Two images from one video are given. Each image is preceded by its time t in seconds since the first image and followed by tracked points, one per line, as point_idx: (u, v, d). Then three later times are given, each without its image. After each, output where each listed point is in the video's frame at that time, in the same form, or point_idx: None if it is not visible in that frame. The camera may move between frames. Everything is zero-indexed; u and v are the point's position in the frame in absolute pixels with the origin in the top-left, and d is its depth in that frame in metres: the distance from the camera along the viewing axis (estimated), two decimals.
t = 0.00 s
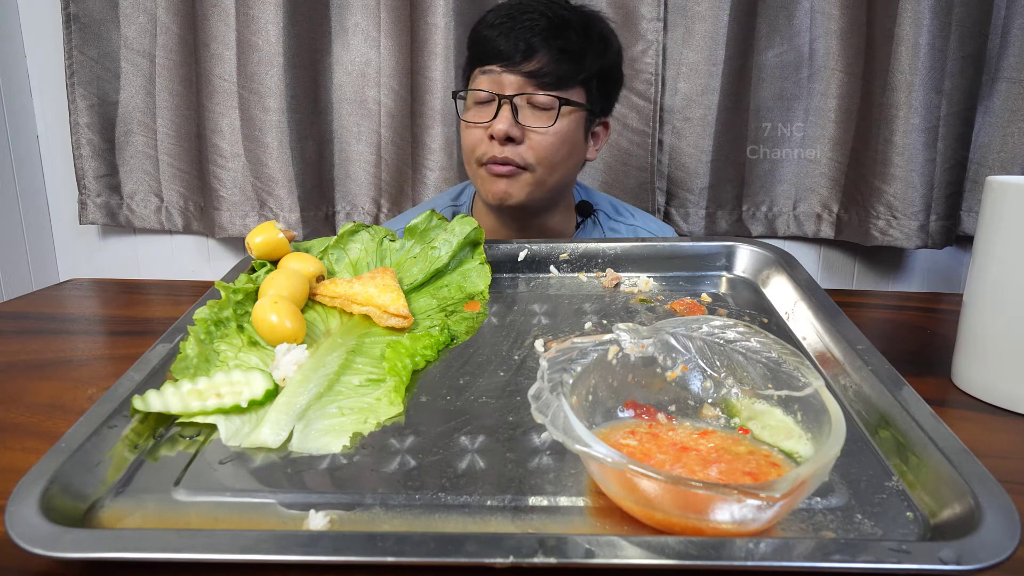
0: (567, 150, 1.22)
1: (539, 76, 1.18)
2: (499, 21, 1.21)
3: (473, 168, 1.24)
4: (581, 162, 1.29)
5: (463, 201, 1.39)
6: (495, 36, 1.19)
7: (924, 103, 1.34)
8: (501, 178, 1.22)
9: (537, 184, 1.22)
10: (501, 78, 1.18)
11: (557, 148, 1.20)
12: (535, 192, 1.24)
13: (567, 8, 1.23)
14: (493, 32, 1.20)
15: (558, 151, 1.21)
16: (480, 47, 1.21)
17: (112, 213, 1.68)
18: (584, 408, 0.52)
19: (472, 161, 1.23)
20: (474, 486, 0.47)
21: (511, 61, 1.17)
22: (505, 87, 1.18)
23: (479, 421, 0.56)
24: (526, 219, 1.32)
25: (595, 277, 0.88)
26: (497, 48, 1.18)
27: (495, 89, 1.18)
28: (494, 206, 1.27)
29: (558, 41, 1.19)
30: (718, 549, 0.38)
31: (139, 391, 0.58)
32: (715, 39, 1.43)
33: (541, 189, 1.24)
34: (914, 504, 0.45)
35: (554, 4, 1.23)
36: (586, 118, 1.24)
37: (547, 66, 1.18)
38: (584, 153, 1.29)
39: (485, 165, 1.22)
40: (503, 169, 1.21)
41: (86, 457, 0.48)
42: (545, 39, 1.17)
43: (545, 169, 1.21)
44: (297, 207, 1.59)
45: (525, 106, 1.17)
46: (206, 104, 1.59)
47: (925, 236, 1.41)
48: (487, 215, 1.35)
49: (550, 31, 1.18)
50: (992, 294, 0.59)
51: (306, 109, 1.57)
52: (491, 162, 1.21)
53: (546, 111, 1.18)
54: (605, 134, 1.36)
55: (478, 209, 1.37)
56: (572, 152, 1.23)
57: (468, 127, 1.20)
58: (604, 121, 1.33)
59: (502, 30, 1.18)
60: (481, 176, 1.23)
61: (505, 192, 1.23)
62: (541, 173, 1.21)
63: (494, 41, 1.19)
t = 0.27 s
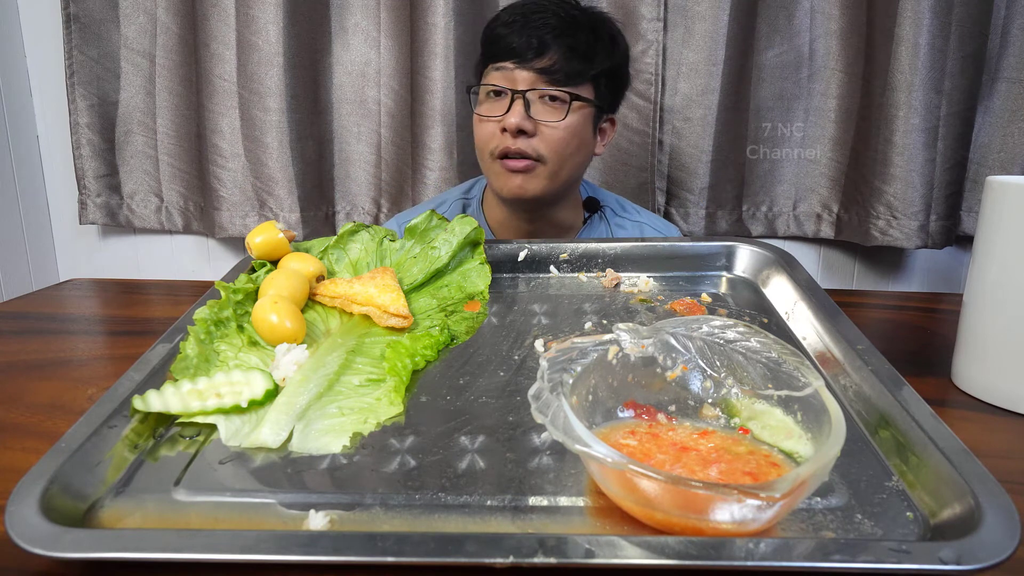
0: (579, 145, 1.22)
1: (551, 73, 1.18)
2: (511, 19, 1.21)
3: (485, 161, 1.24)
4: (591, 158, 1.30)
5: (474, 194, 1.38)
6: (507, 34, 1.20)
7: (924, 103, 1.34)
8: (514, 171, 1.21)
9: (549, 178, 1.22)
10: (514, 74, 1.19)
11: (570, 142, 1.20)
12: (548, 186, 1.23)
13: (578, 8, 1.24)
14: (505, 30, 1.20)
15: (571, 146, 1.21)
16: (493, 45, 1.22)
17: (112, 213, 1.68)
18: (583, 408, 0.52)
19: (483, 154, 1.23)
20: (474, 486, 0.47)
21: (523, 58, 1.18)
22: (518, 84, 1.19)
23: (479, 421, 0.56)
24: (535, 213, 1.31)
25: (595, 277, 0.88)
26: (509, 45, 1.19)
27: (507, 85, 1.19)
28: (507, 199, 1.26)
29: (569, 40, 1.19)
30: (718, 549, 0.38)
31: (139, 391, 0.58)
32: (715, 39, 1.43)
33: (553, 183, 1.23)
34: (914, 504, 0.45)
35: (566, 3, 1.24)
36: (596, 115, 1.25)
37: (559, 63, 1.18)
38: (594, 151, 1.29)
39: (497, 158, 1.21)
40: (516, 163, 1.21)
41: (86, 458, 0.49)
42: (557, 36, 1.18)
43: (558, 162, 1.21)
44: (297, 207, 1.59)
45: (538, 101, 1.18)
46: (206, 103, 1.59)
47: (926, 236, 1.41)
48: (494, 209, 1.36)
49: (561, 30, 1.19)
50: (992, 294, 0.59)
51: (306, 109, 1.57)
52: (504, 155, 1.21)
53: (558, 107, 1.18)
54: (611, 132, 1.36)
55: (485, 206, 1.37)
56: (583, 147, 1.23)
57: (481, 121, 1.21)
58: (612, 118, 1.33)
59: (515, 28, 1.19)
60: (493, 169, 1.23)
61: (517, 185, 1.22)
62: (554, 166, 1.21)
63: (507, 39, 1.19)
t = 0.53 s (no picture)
0: (591, 147, 1.23)
1: (563, 77, 1.19)
2: (519, 21, 1.21)
3: (495, 162, 1.22)
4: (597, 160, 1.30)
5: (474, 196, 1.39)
6: (516, 37, 1.19)
7: (924, 103, 1.34)
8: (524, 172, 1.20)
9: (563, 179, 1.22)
10: (526, 78, 1.18)
11: (582, 145, 1.20)
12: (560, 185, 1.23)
13: (583, 11, 1.25)
14: (516, 32, 1.19)
15: (585, 148, 1.21)
16: (501, 48, 1.21)
17: (112, 213, 1.68)
18: (583, 408, 0.52)
19: (492, 155, 1.22)
20: (474, 486, 0.47)
21: (536, 61, 1.17)
22: (529, 87, 1.18)
23: (479, 421, 0.56)
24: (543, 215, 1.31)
25: (595, 277, 0.88)
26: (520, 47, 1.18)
27: (519, 88, 1.19)
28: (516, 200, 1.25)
29: (580, 42, 1.20)
30: (718, 549, 0.38)
31: (139, 391, 0.58)
32: (715, 39, 1.43)
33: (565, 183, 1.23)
34: (914, 504, 0.45)
35: (572, 5, 1.24)
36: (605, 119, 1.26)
37: (571, 66, 1.19)
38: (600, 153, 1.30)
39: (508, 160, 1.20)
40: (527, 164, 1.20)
41: (86, 457, 0.49)
42: (569, 40, 1.19)
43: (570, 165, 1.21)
44: (297, 207, 1.59)
45: (551, 105, 1.18)
46: (206, 103, 1.58)
47: (926, 236, 1.41)
48: (497, 211, 1.36)
49: (573, 32, 1.20)
50: (991, 294, 0.59)
51: (306, 109, 1.57)
52: (515, 157, 1.20)
53: (571, 110, 1.18)
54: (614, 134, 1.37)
55: (487, 209, 1.37)
56: (593, 150, 1.24)
57: (492, 123, 1.19)
58: (614, 122, 1.34)
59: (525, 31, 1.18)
60: (503, 171, 1.21)
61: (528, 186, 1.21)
62: (567, 168, 1.21)
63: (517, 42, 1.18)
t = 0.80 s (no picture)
0: (567, 163, 1.22)
1: (537, 93, 1.17)
2: (498, 30, 1.18)
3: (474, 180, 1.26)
4: (582, 169, 1.29)
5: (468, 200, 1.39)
6: (492, 47, 1.18)
7: (924, 103, 1.34)
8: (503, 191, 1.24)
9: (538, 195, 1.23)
10: (499, 94, 1.17)
11: (557, 162, 1.20)
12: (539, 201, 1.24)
13: (566, 17, 1.20)
14: (496, 41, 1.18)
15: (559, 165, 1.21)
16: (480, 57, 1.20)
17: (112, 213, 1.68)
18: (584, 408, 0.52)
19: (471, 173, 1.25)
20: (474, 486, 0.47)
21: (510, 75, 1.16)
22: (502, 103, 1.18)
23: (479, 421, 0.56)
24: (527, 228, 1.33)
25: (595, 277, 0.88)
26: (497, 59, 1.17)
27: (492, 105, 1.18)
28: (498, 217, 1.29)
29: (559, 55, 1.17)
30: (718, 549, 0.38)
31: (139, 391, 0.58)
32: (715, 39, 1.43)
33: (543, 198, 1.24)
34: (915, 504, 0.45)
35: (554, 13, 1.20)
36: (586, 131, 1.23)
37: (546, 81, 1.17)
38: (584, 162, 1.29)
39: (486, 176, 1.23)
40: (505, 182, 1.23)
41: (86, 457, 0.49)
42: (544, 53, 1.16)
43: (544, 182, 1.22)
44: (297, 207, 1.59)
45: (523, 122, 1.16)
46: (206, 104, 1.59)
47: (925, 236, 1.41)
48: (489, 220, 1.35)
49: (551, 44, 1.17)
50: (991, 294, 0.59)
51: (306, 109, 1.57)
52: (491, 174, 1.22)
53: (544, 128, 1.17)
54: (605, 141, 1.35)
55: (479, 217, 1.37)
56: (572, 164, 1.23)
57: (467, 141, 1.21)
58: (605, 129, 1.32)
59: (502, 41, 1.17)
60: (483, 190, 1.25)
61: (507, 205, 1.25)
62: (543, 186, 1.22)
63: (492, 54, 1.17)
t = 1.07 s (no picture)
0: (571, 165, 1.22)
1: (538, 89, 1.16)
2: (493, 29, 1.19)
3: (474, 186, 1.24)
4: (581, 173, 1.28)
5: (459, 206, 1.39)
6: (488, 45, 1.17)
7: (924, 103, 1.34)
8: (505, 196, 1.22)
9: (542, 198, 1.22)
10: (498, 92, 1.16)
11: (561, 162, 1.19)
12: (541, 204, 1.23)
13: (558, 14, 1.22)
14: (486, 41, 1.18)
15: (564, 166, 1.20)
16: (473, 58, 1.19)
17: (112, 213, 1.68)
18: (584, 408, 0.52)
19: (471, 177, 1.23)
20: (474, 486, 0.48)
21: (508, 73, 1.15)
22: (502, 102, 1.17)
23: (479, 421, 0.56)
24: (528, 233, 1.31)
25: (595, 277, 0.88)
26: (491, 59, 1.16)
27: (490, 104, 1.17)
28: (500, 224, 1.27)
29: (557, 50, 1.17)
30: (718, 549, 0.38)
31: (139, 391, 0.58)
32: (715, 39, 1.43)
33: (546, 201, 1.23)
34: (915, 504, 0.45)
35: (547, 9, 1.22)
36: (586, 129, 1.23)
37: (546, 76, 1.17)
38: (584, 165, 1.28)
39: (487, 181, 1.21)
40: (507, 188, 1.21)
41: (86, 457, 0.49)
42: (543, 47, 1.16)
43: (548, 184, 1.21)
44: (297, 207, 1.59)
45: (526, 122, 1.16)
46: (206, 104, 1.58)
47: (925, 236, 1.41)
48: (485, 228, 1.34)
49: (548, 39, 1.17)
50: (991, 294, 0.59)
51: (306, 109, 1.57)
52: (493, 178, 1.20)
53: (547, 127, 1.17)
54: (602, 143, 1.36)
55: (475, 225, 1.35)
56: (574, 166, 1.23)
57: (468, 144, 1.20)
58: (600, 131, 1.33)
59: (496, 39, 1.16)
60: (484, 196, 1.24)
61: (510, 210, 1.23)
62: (547, 187, 1.21)
63: (488, 52, 1.17)
